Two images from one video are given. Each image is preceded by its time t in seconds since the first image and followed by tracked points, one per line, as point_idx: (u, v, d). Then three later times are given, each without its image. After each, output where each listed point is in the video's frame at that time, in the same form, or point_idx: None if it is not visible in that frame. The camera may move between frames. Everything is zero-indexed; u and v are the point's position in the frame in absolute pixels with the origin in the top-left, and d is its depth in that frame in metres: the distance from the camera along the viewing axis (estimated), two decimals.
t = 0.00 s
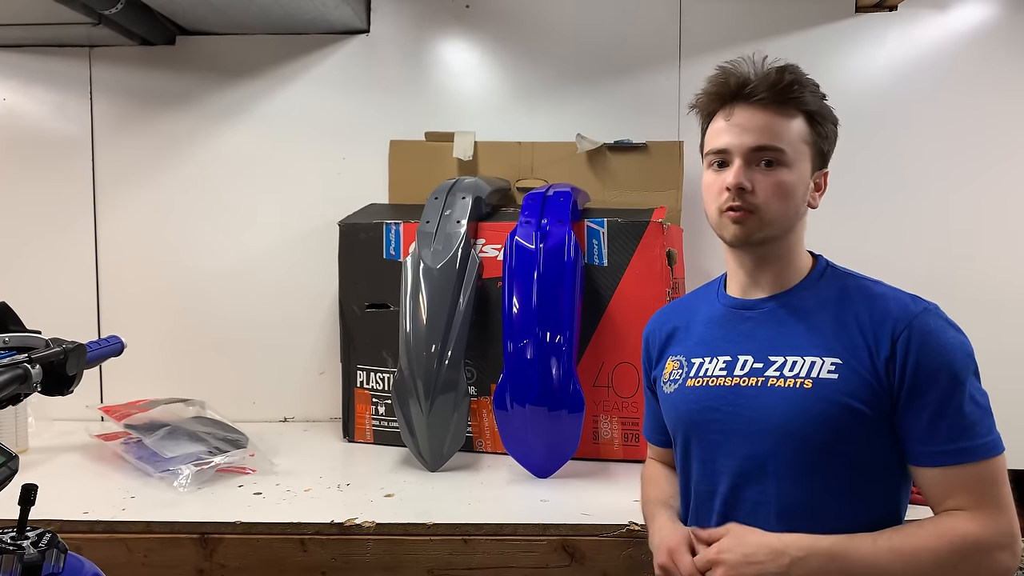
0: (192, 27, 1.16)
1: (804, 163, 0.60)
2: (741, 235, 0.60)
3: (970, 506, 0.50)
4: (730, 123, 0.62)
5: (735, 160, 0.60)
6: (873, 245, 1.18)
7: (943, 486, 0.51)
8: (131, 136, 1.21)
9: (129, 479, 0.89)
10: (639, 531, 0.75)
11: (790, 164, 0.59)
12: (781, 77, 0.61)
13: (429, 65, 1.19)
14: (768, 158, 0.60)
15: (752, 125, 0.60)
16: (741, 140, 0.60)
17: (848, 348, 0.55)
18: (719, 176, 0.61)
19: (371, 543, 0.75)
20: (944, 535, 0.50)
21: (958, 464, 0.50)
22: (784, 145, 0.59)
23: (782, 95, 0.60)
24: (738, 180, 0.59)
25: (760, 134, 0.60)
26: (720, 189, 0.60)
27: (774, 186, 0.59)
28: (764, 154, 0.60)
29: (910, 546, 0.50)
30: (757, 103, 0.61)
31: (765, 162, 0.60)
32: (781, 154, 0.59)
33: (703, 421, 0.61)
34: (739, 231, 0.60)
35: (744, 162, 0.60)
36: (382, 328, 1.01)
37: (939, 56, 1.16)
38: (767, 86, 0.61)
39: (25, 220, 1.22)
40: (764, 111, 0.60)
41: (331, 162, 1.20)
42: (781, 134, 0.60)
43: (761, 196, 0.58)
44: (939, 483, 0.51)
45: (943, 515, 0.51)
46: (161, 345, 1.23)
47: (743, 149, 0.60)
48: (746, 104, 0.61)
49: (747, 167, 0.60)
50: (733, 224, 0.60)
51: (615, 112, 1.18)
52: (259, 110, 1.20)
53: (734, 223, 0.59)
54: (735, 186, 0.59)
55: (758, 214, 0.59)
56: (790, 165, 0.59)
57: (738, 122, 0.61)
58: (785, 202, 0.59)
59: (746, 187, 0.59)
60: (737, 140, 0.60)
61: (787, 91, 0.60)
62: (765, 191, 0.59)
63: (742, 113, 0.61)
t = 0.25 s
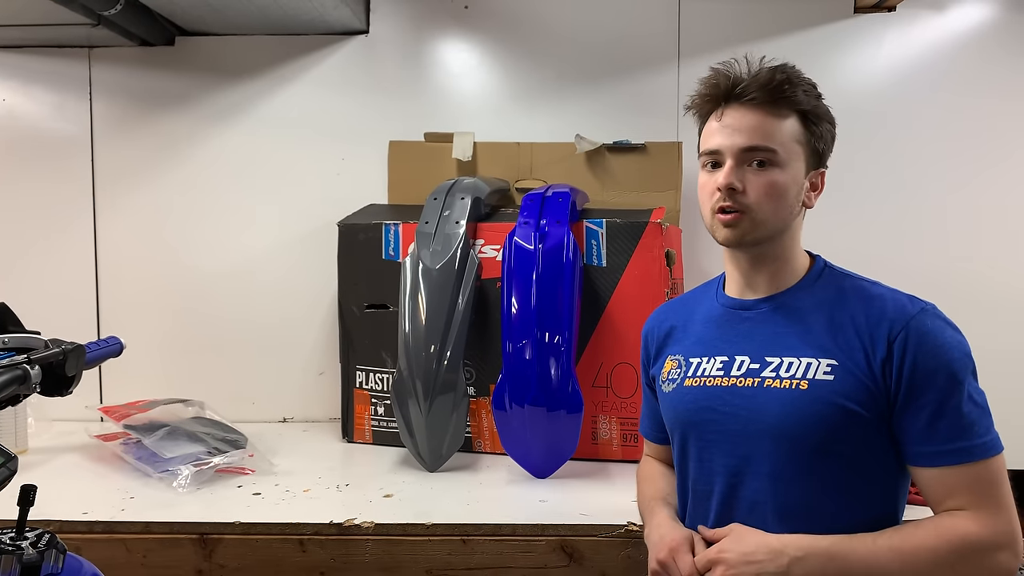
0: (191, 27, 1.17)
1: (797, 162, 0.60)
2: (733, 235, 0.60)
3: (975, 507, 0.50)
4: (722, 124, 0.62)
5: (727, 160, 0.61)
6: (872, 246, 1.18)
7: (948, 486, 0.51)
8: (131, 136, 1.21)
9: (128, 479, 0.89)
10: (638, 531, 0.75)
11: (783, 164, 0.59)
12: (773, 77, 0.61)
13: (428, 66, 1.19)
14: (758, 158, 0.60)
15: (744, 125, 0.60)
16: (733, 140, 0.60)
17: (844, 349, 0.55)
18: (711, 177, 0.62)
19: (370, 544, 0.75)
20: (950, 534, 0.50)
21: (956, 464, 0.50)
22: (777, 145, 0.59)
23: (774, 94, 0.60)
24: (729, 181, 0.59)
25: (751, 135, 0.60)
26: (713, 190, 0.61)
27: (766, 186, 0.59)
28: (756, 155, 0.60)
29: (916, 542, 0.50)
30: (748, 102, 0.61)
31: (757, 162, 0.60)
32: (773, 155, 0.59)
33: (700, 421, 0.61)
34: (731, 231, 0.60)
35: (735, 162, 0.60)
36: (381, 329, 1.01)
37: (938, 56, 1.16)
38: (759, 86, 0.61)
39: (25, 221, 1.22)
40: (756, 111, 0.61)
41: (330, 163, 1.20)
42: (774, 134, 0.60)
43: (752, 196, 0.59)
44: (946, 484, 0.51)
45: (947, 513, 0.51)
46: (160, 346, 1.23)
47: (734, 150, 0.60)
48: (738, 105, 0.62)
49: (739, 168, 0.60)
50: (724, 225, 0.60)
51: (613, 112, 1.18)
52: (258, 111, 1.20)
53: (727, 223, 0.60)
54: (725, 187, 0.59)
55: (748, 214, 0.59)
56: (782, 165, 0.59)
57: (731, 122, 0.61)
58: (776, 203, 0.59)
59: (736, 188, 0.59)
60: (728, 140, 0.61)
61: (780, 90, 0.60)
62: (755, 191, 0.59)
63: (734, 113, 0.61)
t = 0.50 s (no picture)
0: (190, 28, 1.17)
1: (801, 161, 0.60)
2: (737, 233, 0.60)
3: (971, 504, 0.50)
4: (726, 122, 0.62)
5: (732, 159, 0.61)
6: (870, 246, 1.18)
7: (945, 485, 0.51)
8: (130, 137, 1.21)
9: (128, 479, 0.89)
10: (636, 531, 0.75)
11: (787, 163, 0.60)
12: (778, 76, 0.61)
13: (427, 66, 1.20)
14: (764, 157, 0.60)
15: (749, 123, 0.60)
16: (738, 138, 0.60)
17: (844, 351, 0.55)
18: (716, 175, 0.62)
19: (368, 544, 0.76)
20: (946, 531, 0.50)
21: (954, 463, 0.51)
22: (781, 144, 0.60)
23: (779, 93, 0.61)
24: (735, 179, 0.59)
25: (756, 133, 0.60)
26: (717, 188, 0.61)
27: (771, 185, 0.59)
28: (761, 153, 0.60)
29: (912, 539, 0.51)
30: (754, 101, 0.61)
31: (763, 161, 0.60)
32: (778, 154, 0.60)
33: (699, 422, 0.61)
34: (735, 230, 0.60)
35: (741, 161, 0.60)
36: (380, 329, 1.02)
37: (936, 57, 1.16)
38: (764, 85, 0.61)
39: (24, 221, 1.22)
40: (761, 109, 0.61)
41: (329, 163, 1.20)
42: (778, 133, 0.60)
43: (758, 194, 0.59)
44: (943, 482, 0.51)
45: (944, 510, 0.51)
46: (160, 346, 1.23)
47: (740, 148, 0.60)
48: (743, 103, 0.62)
49: (744, 166, 0.60)
50: (729, 222, 0.60)
51: (612, 112, 1.18)
52: (258, 111, 1.20)
53: (731, 222, 0.60)
54: (732, 184, 0.59)
55: (754, 212, 0.59)
56: (787, 164, 0.60)
57: (736, 120, 0.61)
58: (781, 201, 0.59)
59: (742, 186, 0.59)
60: (734, 139, 0.61)
61: (785, 90, 0.61)
62: (762, 189, 0.59)
63: (739, 111, 0.62)
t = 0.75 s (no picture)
0: (189, 27, 1.17)
1: (804, 162, 0.61)
2: (742, 234, 0.60)
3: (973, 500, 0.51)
4: (731, 123, 0.62)
5: (737, 160, 0.61)
6: (869, 245, 1.19)
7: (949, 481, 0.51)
8: (129, 137, 1.21)
9: (126, 479, 0.89)
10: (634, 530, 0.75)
11: (791, 164, 0.60)
12: (781, 78, 0.61)
13: (426, 66, 1.20)
14: (769, 158, 0.60)
15: (753, 124, 0.60)
16: (743, 139, 0.60)
17: (846, 351, 0.55)
18: (720, 176, 0.61)
19: (367, 543, 0.76)
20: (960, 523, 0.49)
21: (955, 462, 0.51)
22: (785, 145, 0.60)
23: (782, 95, 0.61)
24: (741, 179, 0.59)
25: (761, 134, 0.60)
26: (722, 188, 0.61)
27: (776, 185, 0.59)
28: (766, 154, 0.60)
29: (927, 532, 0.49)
30: (758, 102, 0.61)
31: (767, 162, 0.60)
32: (783, 155, 0.60)
33: (700, 422, 0.61)
34: (740, 230, 0.60)
35: (746, 162, 0.60)
36: (379, 329, 1.02)
37: (935, 57, 1.16)
38: (767, 86, 0.61)
39: (22, 221, 1.22)
40: (766, 111, 0.61)
41: (328, 163, 1.21)
42: (782, 134, 0.60)
43: (764, 195, 0.59)
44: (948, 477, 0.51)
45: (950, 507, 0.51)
46: (159, 346, 1.23)
47: (745, 149, 0.60)
48: (747, 104, 0.62)
49: (749, 167, 0.60)
50: (734, 223, 0.60)
51: (611, 112, 1.19)
52: (257, 111, 1.20)
53: (736, 222, 0.60)
54: (738, 185, 0.59)
55: (760, 213, 0.59)
56: (791, 165, 0.60)
57: (740, 121, 0.61)
58: (786, 202, 0.59)
59: (748, 186, 0.59)
60: (739, 140, 0.61)
61: (788, 92, 0.61)
62: (767, 190, 0.59)
63: (743, 112, 0.62)
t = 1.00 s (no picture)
0: (188, 27, 1.17)
1: (804, 162, 0.61)
2: (742, 234, 0.60)
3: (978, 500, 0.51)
4: (731, 123, 0.62)
5: (737, 159, 0.61)
6: (868, 245, 1.19)
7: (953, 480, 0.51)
8: (128, 136, 1.21)
9: (125, 479, 0.89)
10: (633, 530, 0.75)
11: (791, 164, 0.60)
12: (781, 78, 0.61)
13: (425, 66, 1.20)
14: (769, 158, 0.60)
15: (754, 124, 0.60)
16: (743, 139, 0.60)
17: (846, 351, 0.55)
18: (720, 175, 0.62)
19: (366, 543, 0.76)
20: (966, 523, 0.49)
21: (956, 461, 0.51)
22: (786, 145, 0.60)
23: (783, 95, 0.61)
24: (742, 179, 0.59)
25: (761, 134, 0.60)
26: (722, 188, 0.61)
27: (776, 185, 0.59)
28: (766, 154, 0.60)
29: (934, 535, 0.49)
30: (759, 102, 0.61)
31: (768, 162, 0.60)
32: (783, 154, 0.60)
33: (700, 423, 0.61)
34: (740, 230, 0.60)
35: (746, 161, 0.60)
36: (377, 328, 1.02)
37: (934, 57, 1.16)
38: (768, 86, 0.61)
39: (22, 221, 1.22)
40: (766, 111, 0.61)
41: (327, 163, 1.21)
42: (783, 134, 0.60)
43: (764, 195, 0.59)
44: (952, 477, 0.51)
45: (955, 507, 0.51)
46: (157, 345, 1.23)
47: (745, 149, 0.60)
48: (747, 104, 0.62)
49: (749, 167, 0.60)
50: (734, 222, 0.60)
51: (610, 112, 1.19)
52: (256, 111, 1.20)
53: (736, 222, 0.60)
54: (739, 185, 0.59)
55: (760, 213, 0.59)
56: (791, 165, 0.60)
57: (740, 121, 0.61)
58: (786, 202, 0.59)
59: (749, 186, 0.59)
60: (739, 139, 0.61)
61: (788, 91, 0.61)
62: (768, 190, 0.59)
63: (743, 112, 0.62)
